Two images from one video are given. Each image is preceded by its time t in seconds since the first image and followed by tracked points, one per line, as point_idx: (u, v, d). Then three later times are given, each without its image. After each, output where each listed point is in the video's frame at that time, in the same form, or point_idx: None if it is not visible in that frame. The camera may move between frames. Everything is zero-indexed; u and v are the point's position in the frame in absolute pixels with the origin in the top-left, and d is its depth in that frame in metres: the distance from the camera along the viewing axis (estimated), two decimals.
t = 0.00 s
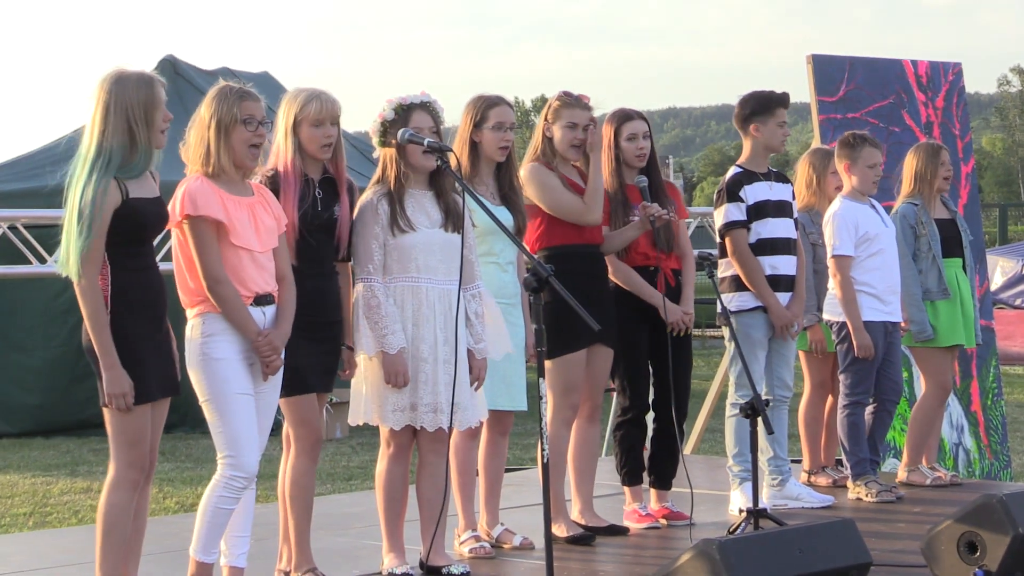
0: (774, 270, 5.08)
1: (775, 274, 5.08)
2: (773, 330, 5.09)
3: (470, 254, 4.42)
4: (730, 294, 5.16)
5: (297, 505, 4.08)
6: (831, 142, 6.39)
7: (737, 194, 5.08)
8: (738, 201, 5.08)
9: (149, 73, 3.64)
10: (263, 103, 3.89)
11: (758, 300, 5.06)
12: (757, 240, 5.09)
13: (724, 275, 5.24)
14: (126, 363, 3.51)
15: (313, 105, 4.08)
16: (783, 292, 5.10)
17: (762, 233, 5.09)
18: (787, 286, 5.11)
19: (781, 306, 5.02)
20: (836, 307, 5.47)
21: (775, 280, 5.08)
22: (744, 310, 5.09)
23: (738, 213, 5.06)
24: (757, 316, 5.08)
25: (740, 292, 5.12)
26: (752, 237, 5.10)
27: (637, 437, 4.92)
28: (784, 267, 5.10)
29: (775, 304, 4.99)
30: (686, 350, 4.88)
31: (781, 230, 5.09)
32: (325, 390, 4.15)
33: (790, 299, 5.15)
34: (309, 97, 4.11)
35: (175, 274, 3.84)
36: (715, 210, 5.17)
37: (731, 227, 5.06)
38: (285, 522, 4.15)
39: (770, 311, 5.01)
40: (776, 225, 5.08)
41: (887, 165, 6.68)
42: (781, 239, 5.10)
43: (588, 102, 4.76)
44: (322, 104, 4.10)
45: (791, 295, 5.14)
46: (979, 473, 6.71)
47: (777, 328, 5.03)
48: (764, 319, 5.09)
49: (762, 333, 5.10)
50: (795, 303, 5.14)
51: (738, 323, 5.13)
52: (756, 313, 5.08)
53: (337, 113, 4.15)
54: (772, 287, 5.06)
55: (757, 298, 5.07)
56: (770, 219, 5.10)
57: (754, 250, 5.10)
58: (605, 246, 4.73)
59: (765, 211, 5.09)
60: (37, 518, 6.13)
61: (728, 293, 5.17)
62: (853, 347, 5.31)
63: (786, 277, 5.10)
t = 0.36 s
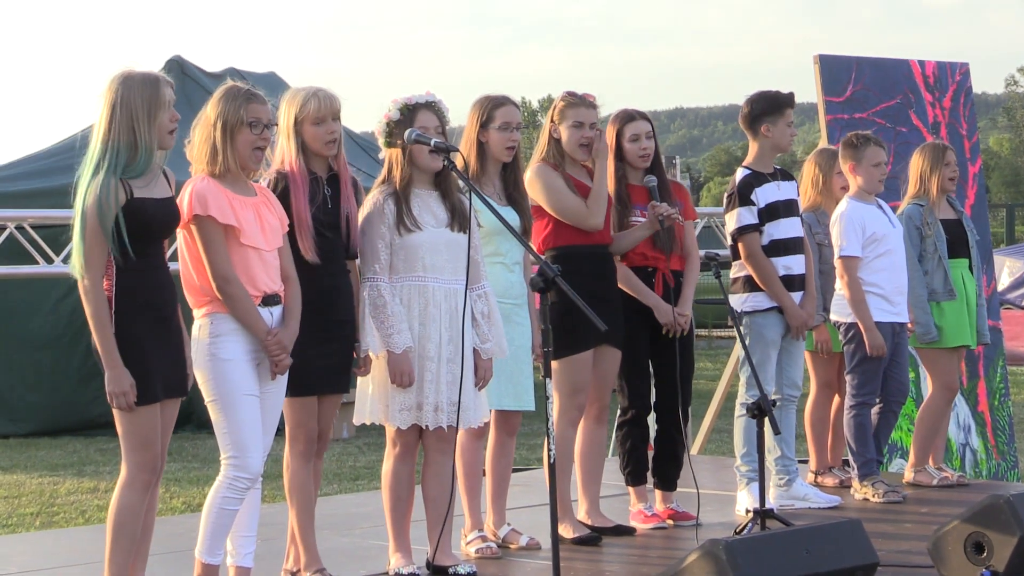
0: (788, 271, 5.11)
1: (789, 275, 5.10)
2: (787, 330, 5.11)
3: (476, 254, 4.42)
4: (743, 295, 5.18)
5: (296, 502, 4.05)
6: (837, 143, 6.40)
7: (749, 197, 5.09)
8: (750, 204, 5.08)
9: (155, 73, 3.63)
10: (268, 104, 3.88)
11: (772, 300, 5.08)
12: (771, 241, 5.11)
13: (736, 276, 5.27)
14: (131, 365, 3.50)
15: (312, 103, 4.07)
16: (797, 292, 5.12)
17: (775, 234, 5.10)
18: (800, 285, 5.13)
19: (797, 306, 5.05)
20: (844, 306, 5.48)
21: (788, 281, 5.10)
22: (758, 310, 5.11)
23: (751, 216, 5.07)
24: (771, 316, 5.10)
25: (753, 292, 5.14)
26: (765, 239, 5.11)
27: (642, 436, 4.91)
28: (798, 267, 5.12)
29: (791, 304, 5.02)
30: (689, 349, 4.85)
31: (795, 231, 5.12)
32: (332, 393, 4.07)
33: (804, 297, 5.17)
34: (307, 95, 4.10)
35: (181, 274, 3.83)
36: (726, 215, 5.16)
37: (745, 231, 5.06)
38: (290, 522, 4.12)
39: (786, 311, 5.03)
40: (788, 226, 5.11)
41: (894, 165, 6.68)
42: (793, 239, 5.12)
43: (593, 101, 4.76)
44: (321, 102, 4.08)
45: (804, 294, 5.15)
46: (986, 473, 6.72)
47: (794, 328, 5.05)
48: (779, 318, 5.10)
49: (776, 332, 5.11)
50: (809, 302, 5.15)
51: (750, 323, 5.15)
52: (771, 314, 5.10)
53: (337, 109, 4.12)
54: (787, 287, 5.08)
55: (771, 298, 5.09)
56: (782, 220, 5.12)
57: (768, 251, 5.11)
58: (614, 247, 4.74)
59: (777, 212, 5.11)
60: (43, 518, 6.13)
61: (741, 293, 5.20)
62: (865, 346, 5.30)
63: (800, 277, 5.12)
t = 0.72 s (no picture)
0: (792, 271, 5.12)
1: (793, 275, 5.12)
2: (792, 330, 5.12)
3: (474, 255, 4.42)
4: (748, 294, 5.20)
5: (295, 503, 4.04)
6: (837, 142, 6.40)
7: (751, 200, 5.11)
8: (752, 207, 5.10)
9: (149, 72, 3.63)
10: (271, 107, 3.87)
11: (775, 300, 5.09)
12: (774, 243, 5.12)
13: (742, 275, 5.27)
14: (116, 362, 3.48)
15: (312, 103, 4.07)
16: (802, 292, 5.12)
17: (778, 236, 5.12)
18: (805, 286, 5.14)
19: (802, 307, 5.05)
20: (843, 305, 5.48)
21: (792, 282, 5.11)
22: (762, 310, 5.12)
23: (753, 219, 5.09)
24: (775, 316, 5.10)
25: (757, 293, 5.15)
26: (768, 240, 5.13)
27: (639, 438, 4.93)
28: (803, 267, 5.14)
29: (796, 306, 5.02)
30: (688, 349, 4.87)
31: (799, 231, 5.13)
32: (331, 394, 4.05)
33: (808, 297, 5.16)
34: (306, 95, 4.09)
35: (179, 277, 3.84)
36: (730, 216, 5.18)
37: (747, 234, 5.09)
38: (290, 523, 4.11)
39: (791, 312, 5.04)
40: (792, 227, 5.12)
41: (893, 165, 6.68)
42: (798, 240, 5.13)
43: (591, 100, 4.76)
44: (321, 102, 4.08)
45: (809, 294, 5.16)
46: (985, 473, 6.73)
47: (799, 330, 5.07)
48: (782, 318, 5.12)
49: (781, 332, 5.11)
50: (815, 302, 5.14)
51: (754, 323, 5.15)
52: (774, 314, 5.11)
53: (337, 109, 4.12)
54: (790, 288, 5.09)
55: (774, 298, 5.10)
56: (786, 220, 5.13)
57: (770, 252, 5.13)
58: (618, 246, 4.72)
59: (780, 214, 5.12)
60: (42, 518, 6.13)
61: (746, 293, 5.22)
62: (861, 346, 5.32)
63: (804, 277, 5.13)
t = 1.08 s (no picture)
0: (794, 271, 5.12)
1: (795, 274, 5.12)
2: (793, 329, 5.12)
3: (473, 255, 4.43)
4: (751, 293, 5.21)
5: (295, 504, 4.04)
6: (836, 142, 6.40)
7: (750, 199, 5.12)
8: (751, 207, 5.12)
9: (142, 69, 3.62)
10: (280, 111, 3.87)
11: (776, 299, 5.10)
12: (774, 243, 5.12)
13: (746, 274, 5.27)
14: (108, 363, 3.48)
15: (319, 103, 4.06)
16: (805, 292, 5.13)
17: (779, 235, 5.12)
18: (809, 286, 5.14)
19: (803, 307, 5.06)
20: (844, 304, 5.48)
21: (793, 281, 5.12)
22: (762, 308, 5.13)
23: (752, 219, 5.11)
24: (776, 314, 5.11)
25: (759, 292, 5.16)
26: (769, 240, 5.13)
27: (641, 437, 4.92)
28: (804, 267, 5.13)
29: (796, 305, 5.03)
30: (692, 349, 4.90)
31: (801, 229, 5.12)
32: (332, 394, 4.03)
33: (813, 297, 5.16)
34: (312, 95, 4.09)
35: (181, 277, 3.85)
36: (731, 216, 5.21)
37: (749, 234, 5.11)
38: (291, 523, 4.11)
39: (791, 311, 5.04)
40: (795, 226, 5.11)
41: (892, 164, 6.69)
42: (801, 239, 5.13)
43: (590, 99, 4.75)
44: (327, 102, 4.07)
45: (813, 294, 5.15)
46: (985, 472, 6.73)
47: (800, 329, 5.07)
48: (783, 317, 5.12)
49: (782, 331, 5.13)
50: (819, 302, 5.14)
51: (756, 321, 5.16)
52: (774, 312, 5.12)
53: (341, 110, 4.12)
54: (792, 288, 5.09)
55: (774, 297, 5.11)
56: (787, 220, 5.12)
57: (771, 251, 5.13)
58: (622, 245, 4.69)
59: (782, 214, 5.11)
60: (42, 517, 6.13)
61: (750, 292, 5.22)
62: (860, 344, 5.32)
63: (807, 276, 5.13)
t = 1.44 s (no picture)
0: (795, 270, 5.12)
1: (795, 274, 5.12)
2: (796, 329, 5.12)
3: (473, 256, 4.43)
4: (753, 292, 5.22)
5: (296, 505, 4.04)
6: (837, 142, 6.40)
7: (752, 197, 5.13)
8: (753, 205, 5.12)
9: (151, 74, 3.63)
10: (280, 104, 3.87)
11: (778, 299, 5.10)
12: (777, 241, 5.13)
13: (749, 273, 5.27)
14: (110, 364, 3.49)
15: (325, 101, 4.06)
16: (807, 292, 5.13)
17: (781, 233, 5.12)
18: (810, 285, 5.13)
19: (805, 306, 5.05)
20: (846, 305, 5.49)
21: (795, 281, 5.12)
22: (765, 308, 5.14)
23: (755, 217, 5.11)
24: (777, 314, 5.12)
25: (760, 292, 5.17)
26: (771, 238, 5.14)
27: (643, 437, 4.92)
28: (805, 267, 5.13)
29: (796, 304, 5.02)
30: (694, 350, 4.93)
31: (802, 230, 5.12)
32: (334, 395, 4.03)
33: (815, 297, 5.15)
34: (319, 94, 4.08)
35: (183, 277, 3.84)
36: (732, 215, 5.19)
37: (751, 231, 5.10)
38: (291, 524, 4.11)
39: (792, 310, 5.05)
40: (796, 226, 5.11)
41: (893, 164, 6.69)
42: (802, 239, 5.12)
43: (592, 97, 4.76)
44: (334, 100, 4.07)
45: (816, 294, 5.15)
46: (985, 473, 6.73)
47: (802, 327, 5.06)
48: (785, 318, 5.12)
49: (783, 330, 5.13)
50: (821, 302, 5.13)
51: (757, 320, 5.17)
52: (776, 311, 5.12)
53: (348, 108, 4.12)
54: (794, 287, 5.09)
55: (775, 297, 5.12)
56: (789, 220, 5.12)
57: (773, 250, 5.14)
58: (621, 246, 4.69)
59: (783, 212, 5.12)
60: (43, 517, 6.14)
61: (752, 292, 5.23)
62: (863, 342, 5.33)
63: (808, 276, 5.13)
